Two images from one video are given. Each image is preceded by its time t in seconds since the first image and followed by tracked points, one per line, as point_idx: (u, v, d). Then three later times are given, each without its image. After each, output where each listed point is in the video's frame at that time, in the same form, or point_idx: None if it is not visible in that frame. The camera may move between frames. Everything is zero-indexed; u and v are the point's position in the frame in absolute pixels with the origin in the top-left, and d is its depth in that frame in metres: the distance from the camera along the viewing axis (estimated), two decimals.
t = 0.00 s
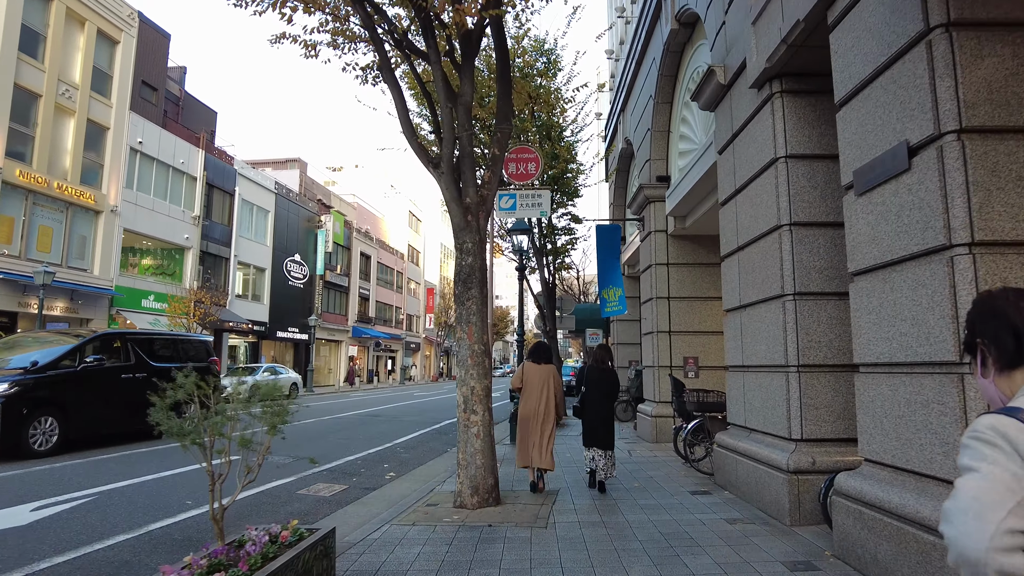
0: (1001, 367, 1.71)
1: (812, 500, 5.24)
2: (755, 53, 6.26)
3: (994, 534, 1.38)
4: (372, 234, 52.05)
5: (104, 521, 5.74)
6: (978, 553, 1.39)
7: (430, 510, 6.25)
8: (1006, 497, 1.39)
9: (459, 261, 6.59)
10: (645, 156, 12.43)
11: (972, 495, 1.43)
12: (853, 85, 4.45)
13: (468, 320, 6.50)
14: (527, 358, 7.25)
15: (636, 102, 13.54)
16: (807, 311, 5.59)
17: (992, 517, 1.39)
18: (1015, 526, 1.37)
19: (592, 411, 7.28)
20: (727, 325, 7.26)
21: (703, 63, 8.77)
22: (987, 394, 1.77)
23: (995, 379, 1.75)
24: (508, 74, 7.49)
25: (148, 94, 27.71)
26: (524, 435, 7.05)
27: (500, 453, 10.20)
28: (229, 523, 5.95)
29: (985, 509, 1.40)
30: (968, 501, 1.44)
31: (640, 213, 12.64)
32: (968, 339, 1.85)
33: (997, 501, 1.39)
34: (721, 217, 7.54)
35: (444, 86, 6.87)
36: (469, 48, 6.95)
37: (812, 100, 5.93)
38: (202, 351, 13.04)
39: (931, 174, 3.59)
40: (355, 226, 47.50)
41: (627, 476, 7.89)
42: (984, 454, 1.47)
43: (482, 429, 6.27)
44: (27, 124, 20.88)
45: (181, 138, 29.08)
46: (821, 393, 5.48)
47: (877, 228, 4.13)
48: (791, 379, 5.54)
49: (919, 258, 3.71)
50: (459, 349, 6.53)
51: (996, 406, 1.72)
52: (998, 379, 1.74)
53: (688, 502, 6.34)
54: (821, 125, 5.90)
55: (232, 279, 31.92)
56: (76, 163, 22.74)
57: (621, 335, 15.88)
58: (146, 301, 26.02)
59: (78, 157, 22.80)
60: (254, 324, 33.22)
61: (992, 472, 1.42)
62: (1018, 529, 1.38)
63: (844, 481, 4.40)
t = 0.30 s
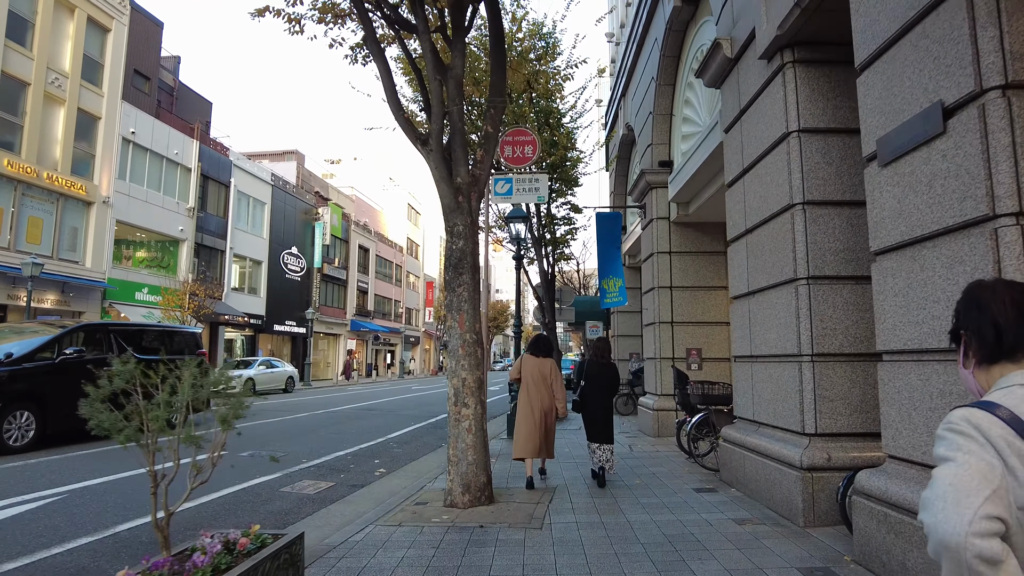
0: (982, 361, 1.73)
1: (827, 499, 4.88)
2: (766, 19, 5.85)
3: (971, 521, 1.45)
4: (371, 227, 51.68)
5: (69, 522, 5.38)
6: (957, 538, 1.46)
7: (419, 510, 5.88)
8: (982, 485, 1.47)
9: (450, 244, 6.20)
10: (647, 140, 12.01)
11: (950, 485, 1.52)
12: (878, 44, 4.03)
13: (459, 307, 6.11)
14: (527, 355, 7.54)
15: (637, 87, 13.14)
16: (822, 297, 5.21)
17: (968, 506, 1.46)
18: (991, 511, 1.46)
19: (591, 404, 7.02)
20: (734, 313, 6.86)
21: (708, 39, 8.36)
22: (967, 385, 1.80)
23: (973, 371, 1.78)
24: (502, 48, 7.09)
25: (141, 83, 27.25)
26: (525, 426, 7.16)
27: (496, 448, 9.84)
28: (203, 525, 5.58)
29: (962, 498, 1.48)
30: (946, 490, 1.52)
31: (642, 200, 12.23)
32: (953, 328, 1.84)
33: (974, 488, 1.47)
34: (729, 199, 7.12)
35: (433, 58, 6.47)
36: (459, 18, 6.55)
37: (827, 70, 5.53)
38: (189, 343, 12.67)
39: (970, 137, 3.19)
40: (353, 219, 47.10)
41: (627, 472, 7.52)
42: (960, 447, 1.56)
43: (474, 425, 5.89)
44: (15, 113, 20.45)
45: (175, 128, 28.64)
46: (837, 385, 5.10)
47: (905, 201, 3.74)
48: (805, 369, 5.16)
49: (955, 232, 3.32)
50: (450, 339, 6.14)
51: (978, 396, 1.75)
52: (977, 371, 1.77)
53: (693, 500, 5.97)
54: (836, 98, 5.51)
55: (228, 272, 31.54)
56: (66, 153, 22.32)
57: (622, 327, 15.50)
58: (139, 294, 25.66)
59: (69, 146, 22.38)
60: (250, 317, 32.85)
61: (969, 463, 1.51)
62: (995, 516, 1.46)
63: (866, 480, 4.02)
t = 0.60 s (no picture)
0: (966, 338, 1.75)
1: (846, 503, 4.54)
2: None
3: (948, 496, 1.47)
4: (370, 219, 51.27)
5: (37, 526, 5.07)
6: (932, 514, 1.48)
7: (410, 513, 5.54)
8: (962, 463, 1.50)
9: (442, 231, 5.83)
10: (650, 126, 11.60)
11: (929, 461, 1.54)
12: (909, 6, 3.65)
13: (452, 297, 5.75)
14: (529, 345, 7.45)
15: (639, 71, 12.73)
16: (840, 286, 4.86)
17: (946, 482, 1.49)
18: (968, 489, 1.48)
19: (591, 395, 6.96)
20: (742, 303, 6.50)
21: (715, 16, 7.96)
22: (952, 367, 1.83)
23: (959, 352, 1.80)
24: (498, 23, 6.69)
25: (133, 72, 26.78)
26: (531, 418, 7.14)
27: (493, 444, 9.52)
28: (180, 529, 5.25)
29: (941, 474, 1.50)
30: (926, 467, 1.54)
31: (644, 188, 11.84)
32: (939, 313, 1.86)
33: (954, 467, 1.50)
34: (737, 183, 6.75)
35: (424, 32, 6.08)
36: None
37: (846, 42, 5.15)
38: (181, 335, 12.30)
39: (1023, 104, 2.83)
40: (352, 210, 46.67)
41: (630, 470, 7.19)
42: (943, 425, 1.58)
43: (467, 422, 5.56)
44: (4, 101, 20.02)
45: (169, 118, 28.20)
46: (856, 380, 4.76)
47: (942, 178, 3.37)
48: (822, 363, 4.82)
49: (1003, 212, 2.96)
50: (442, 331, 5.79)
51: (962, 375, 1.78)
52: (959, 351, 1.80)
53: (701, 502, 5.63)
54: (855, 72, 5.12)
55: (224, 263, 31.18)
56: (57, 142, 21.90)
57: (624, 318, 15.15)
58: (133, 286, 25.31)
59: (59, 136, 21.97)
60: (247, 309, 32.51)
61: (950, 442, 1.53)
62: (972, 493, 1.48)
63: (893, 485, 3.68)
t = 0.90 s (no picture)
0: (944, 338, 1.62)
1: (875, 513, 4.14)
2: None
3: (914, 515, 1.35)
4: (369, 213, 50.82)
5: None
6: (899, 531, 1.37)
7: (399, 520, 5.15)
8: (930, 478, 1.37)
9: (435, 216, 5.42)
10: (655, 112, 11.16)
11: (898, 478, 1.41)
12: None
13: (445, 288, 5.34)
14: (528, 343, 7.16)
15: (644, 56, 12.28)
16: (867, 275, 4.45)
17: (912, 500, 1.37)
18: (936, 505, 1.36)
19: (602, 390, 6.67)
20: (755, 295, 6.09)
21: None
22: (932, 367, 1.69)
23: (937, 351, 1.67)
24: None
25: (128, 62, 26.31)
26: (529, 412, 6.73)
27: (492, 443, 9.12)
28: (152, 537, 4.86)
29: (907, 491, 1.38)
30: (895, 484, 1.42)
31: (649, 178, 11.41)
32: (916, 309, 1.72)
33: (921, 483, 1.37)
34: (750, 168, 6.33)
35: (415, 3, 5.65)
36: None
37: (873, 10, 4.73)
38: (172, 330, 11.88)
39: None
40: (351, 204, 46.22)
41: (635, 472, 6.80)
42: (914, 437, 1.45)
43: (462, 422, 5.16)
44: None
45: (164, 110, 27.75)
46: (885, 377, 4.36)
47: (998, 149, 2.95)
48: (848, 359, 4.41)
49: None
50: (435, 324, 5.38)
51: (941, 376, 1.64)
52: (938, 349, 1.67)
53: (714, 509, 5.23)
54: (883, 42, 4.70)
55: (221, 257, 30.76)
56: (49, 133, 21.46)
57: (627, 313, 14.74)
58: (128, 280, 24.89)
59: (51, 127, 21.53)
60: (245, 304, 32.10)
61: (919, 456, 1.40)
62: (940, 509, 1.36)
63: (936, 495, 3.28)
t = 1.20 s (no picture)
0: (929, 329, 1.57)
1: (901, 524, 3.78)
2: None
3: (878, 484, 1.34)
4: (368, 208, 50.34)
5: None
6: (862, 499, 1.36)
7: (385, 527, 4.79)
8: (895, 450, 1.37)
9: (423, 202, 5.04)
10: (658, 99, 10.75)
11: (865, 453, 1.41)
12: None
13: (433, 278, 4.97)
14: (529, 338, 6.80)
15: (646, 41, 11.86)
16: (891, 264, 4.07)
17: (876, 471, 1.36)
18: (899, 476, 1.35)
19: (601, 389, 6.33)
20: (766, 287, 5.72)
21: None
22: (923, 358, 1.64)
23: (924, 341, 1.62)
24: None
25: (120, 53, 25.86)
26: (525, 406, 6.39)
27: (488, 442, 8.76)
28: (119, 546, 4.52)
29: (872, 463, 1.38)
30: (861, 457, 1.41)
31: (651, 167, 11.01)
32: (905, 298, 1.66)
33: (887, 454, 1.37)
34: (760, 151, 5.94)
35: None
36: None
37: None
38: (159, 324, 11.49)
39: None
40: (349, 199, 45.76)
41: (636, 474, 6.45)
42: (884, 418, 1.45)
43: (451, 422, 4.81)
44: None
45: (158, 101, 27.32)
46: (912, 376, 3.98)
47: None
48: (871, 355, 4.03)
49: None
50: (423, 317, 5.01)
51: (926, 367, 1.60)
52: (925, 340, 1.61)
53: (723, 516, 4.87)
54: (909, 11, 4.32)
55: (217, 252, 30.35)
56: (39, 125, 21.04)
57: (628, 307, 14.37)
58: (121, 274, 24.50)
59: (41, 118, 21.11)
60: (241, 299, 31.69)
61: (888, 433, 1.41)
62: (905, 481, 1.36)
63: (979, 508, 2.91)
